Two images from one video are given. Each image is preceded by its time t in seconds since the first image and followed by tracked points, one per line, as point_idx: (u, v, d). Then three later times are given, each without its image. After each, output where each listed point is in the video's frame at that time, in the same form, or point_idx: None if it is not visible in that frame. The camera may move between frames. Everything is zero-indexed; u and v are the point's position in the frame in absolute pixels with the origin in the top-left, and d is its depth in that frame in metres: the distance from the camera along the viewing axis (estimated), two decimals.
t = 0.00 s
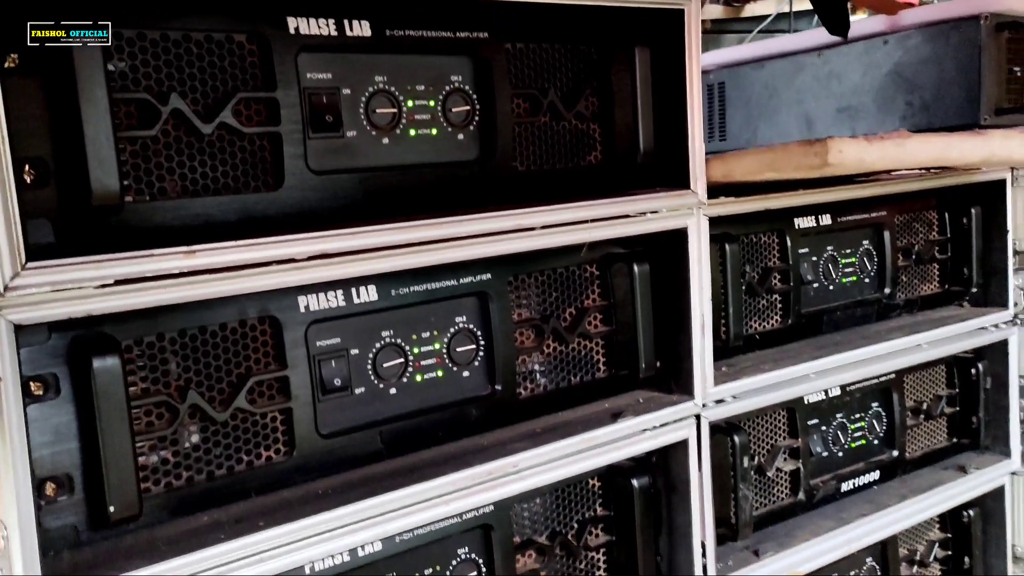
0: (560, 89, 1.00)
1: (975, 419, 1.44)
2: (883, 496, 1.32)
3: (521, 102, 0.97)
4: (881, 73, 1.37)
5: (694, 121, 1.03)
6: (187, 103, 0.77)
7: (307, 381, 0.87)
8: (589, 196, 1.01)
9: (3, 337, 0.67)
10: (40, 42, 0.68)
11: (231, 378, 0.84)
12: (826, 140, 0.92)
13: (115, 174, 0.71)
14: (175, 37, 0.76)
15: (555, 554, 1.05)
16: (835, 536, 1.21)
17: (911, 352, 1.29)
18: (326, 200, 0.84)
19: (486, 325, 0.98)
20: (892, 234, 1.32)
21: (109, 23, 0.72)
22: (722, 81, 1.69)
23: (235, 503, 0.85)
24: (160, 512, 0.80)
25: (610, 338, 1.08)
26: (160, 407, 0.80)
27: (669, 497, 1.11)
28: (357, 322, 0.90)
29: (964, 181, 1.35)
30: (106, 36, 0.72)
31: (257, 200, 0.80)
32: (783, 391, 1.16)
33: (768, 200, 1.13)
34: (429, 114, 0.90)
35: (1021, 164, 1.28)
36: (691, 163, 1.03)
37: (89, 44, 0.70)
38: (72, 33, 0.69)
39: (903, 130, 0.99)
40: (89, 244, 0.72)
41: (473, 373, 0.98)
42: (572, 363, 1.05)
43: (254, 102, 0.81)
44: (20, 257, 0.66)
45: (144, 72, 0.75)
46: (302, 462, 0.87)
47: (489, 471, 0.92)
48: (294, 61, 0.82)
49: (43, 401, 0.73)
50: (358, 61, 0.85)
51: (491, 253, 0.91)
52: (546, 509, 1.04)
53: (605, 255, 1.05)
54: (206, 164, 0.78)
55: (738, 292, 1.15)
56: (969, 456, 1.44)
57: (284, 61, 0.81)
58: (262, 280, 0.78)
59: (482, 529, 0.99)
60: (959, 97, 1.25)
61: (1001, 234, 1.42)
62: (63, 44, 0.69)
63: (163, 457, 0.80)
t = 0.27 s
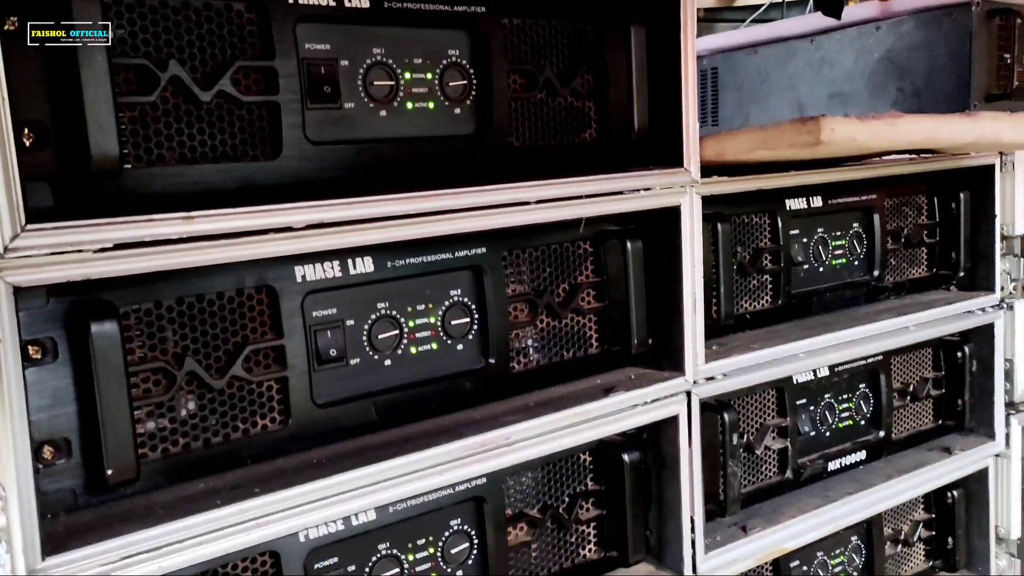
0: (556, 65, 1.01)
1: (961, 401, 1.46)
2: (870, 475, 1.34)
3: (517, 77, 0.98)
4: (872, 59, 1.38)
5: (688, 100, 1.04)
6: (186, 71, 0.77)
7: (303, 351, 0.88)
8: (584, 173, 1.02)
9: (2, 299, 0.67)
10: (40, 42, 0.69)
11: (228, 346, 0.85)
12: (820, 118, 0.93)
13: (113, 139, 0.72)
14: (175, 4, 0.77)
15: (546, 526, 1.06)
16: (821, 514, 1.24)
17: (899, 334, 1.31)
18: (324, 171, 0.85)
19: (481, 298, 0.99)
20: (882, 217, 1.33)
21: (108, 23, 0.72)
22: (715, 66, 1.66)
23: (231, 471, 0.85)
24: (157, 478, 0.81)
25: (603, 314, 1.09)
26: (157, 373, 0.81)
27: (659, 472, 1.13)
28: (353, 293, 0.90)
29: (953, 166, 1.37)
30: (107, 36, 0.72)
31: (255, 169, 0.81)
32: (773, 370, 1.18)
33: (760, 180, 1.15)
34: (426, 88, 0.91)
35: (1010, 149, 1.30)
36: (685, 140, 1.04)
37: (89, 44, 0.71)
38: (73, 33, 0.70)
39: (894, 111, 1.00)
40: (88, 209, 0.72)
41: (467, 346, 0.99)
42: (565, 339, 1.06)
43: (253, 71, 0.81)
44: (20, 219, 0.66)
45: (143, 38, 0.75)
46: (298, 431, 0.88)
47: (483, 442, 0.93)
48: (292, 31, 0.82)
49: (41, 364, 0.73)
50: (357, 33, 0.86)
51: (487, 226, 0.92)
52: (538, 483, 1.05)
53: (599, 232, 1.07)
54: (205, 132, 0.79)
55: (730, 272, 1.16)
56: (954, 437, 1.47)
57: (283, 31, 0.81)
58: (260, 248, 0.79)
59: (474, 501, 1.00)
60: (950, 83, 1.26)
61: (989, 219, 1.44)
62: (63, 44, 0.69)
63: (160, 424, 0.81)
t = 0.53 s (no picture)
0: (549, 51, 1.01)
1: (948, 391, 1.48)
2: (858, 463, 1.35)
3: (510, 62, 0.98)
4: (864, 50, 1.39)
5: (681, 86, 1.04)
6: (179, 50, 0.77)
7: (295, 332, 0.88)
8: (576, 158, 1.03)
9: None
10: (40, 42, 0.70)
11: (220, 327, 0.85)
12: (812, 104, 0.93)
13: (106, 116, 0.72)
14: None
15: (536, 510, 1.07)
16: (808, 501, 1.25)
17: (888, 323, 1.32)
18: (317, 152, 0.85)
19: (472, 282, 0.99)
20: (872, 207, 1.34)
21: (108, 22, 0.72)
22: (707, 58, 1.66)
23: (222, 451, 0.86)
24: (149, 457, 0.81)
25: (594, 300, 1.09)
26: (149, 352, 0.81)
27: (648, 458, 1.14)
28: (346, 275, 0.91)
29: (943, 157, 1.38)
30: (106, 35, 0.72)
31: (248, 149, 0.81)
32: (763, 357, 1.18)
33: (750, 168, 1.15)
34: (420, 71, 0.91)
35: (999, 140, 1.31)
36: (677, 126, 1.05)
37: (90, 44, 0.71)
38: (73, 33, 0.70)
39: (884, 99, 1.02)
40: (81, 186, 0.72)
41: (459, 329, 0.99)
42: (556, 324, 1.07)
43: (246, 51, 0.81)
44: (12, 195, 0.66)
45: (136, 16, 0.75)
46: (290, 412, 0.89)
47: (473, 425, 0.94)
48: (286, 11, 0.82)
49: (34, 341, 0.74)
50: (350, 14, 0.86)
51: (480, 209, 0.92)
52: (528, 468, 1.06)
53: (590, 217, 1.07)
54: (198, 111, 0.79)
55: (721, 259, 1.17)
56: (941, 427, 1.48)
57: (276, 11, 0.81)
58: (253, 228, 0.79)
59: (465, 484, 1.00)
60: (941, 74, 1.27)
61: (978, 210, 1.45)
62: (63, 44, 0.70)
63: (152, 404, 0.81)
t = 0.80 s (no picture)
0: (546, 47, 1.01)
1: (941, 388, 1.49)
2: (851, 460, 1.36)
3: (507, 58, 0.98)
4: (860, 48, 1.39)
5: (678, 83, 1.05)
6: (178, 44, 0.78)
7: (293, 326, 0.89)
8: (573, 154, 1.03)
9: None
10: (40, 42, 0.70)
11: (218, 320, 0.85)
12: (808, 102, 0.94)
13: (106, 110, 0.72)
14: None
15: (531, 505, 1.08)
16: (802, 497, 1.25)
17: (882, 321, 1.33)
18: (315, 147, 0.86)
19: (469, 278, 1.00)
20: (867, 205, 1.35)
21: (108, 23, 0.73)
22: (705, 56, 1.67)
23: (219, 445, 0.86)
24: (147, 450, 0.81)
25: (590, 296, 1.10)
26: (147, 346, 0.81)
27: (643, 454, 1.14)
28: (343, 270, 0.91)
29: (938, 155, 1.38)
30: (106, 36, 0.73)
31: (247, 143, 0.81)
32: (758, 354, 1.19)
33: (746, 166, 1.16)
34: (418, 67, 0.91)
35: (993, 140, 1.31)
36: (673, 123, 1.05)
37: (89, 44, 0.71)
38: (73, 33, 0.71)
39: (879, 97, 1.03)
40: (80, 180, 0.73)
41: (455, 325, 0.99)
42: (552, 319, 1.08)
43: (245, 46, 0.81)
44: (11, 188, 0.66)
45: (135, 10, 0.75)
46: (287, 406, 0.89)
47: (470, 420, 0.95)
48: (284, 6, 0.82)
49: (32, 334, 0.74)
50: (349, 10, 0.86)
51: (477, 205, 0.93)
52: (524, 463, 1.07)
53: (587, 214, 1.08)
54: (197, 105, 0.79)
55: (716, 256, 1.17)
56: (934, 424, 1.49)
57: (275, 6, 0.81)
58: (252, 223, 0.79)
59: (461, 479, 1.01)
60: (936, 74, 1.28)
61: (972, 209, 1.46)
62: (63, 44, 0.70)
63: (150, 397, 0.82)
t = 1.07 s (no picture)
0: (547, 47, 1.02)
1: (940, 389, 1.49)
2: (849, 460, 1.37)
3: (508, 58, 0.99)
4: (860, 49, 1.40)
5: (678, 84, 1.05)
6: (179, 43, 0.78)
7: (293, 325, 0.89)
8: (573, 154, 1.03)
9: None
10: (40, 42, 0.70)
11: (218, 319, 0.85)
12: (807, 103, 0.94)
13: (107, 109, 0.72)
14: None
15: (530, 504, 1.08)
16: (800, 497, 1.26)
17: (880, 321, 1.33)
18: (316, 147, 0.86)
19: (469, 277, 1.00)
20: (866, 206, 1.35)
21: (108, 22, 0.73)
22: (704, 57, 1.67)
23: (219, 444, 0.86)
24: (147, 449, 0.81)
25: (590, 296, 1.10)
26: (147, 344, 0.81)
27: (642, 453, 1.15)
28: (343, 270, 0.91)
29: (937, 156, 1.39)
30: (106, 36, 0.73)
31: (248, 143, 0.82)
32: (757, 354, 1.19)
33: (745, 167, 1.16)
34: (418, 67, 0.91)
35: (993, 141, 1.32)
36: (673, 124, 1.05)
37: (89, 44, 0.71)
38: (73, 33, 0.71)
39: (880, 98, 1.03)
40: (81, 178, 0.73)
41: (455, 324, 1.00)
42: (551, 319, 1.08)
43: (246, 45, 0.82)
44: (12, 186, 0.66)
45: (136, 9, 0.76)
46: (287, 405, 0.89)
47: (469, 419, 0.95)
48: (285, 6, 0.82)
49: (32, 333, 0.74)
50: (350, 9, 0.86)
51: (477, 205, 0.93)
52: (523, 463, 1.07)
53: (587, 214, 1.08)
54: (197, 105, 0.79)
55: (716, 257, 1.17)
56: (933, 425, 1.49)
57: (276, 6, 0.82)
58: (252, 222, 0.79)
59: (460, 479, 1.01)
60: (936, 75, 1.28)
61: (971, 210, 1.47)
62: (63, 44, 0.70)
63: (150, 396, 0.82)
